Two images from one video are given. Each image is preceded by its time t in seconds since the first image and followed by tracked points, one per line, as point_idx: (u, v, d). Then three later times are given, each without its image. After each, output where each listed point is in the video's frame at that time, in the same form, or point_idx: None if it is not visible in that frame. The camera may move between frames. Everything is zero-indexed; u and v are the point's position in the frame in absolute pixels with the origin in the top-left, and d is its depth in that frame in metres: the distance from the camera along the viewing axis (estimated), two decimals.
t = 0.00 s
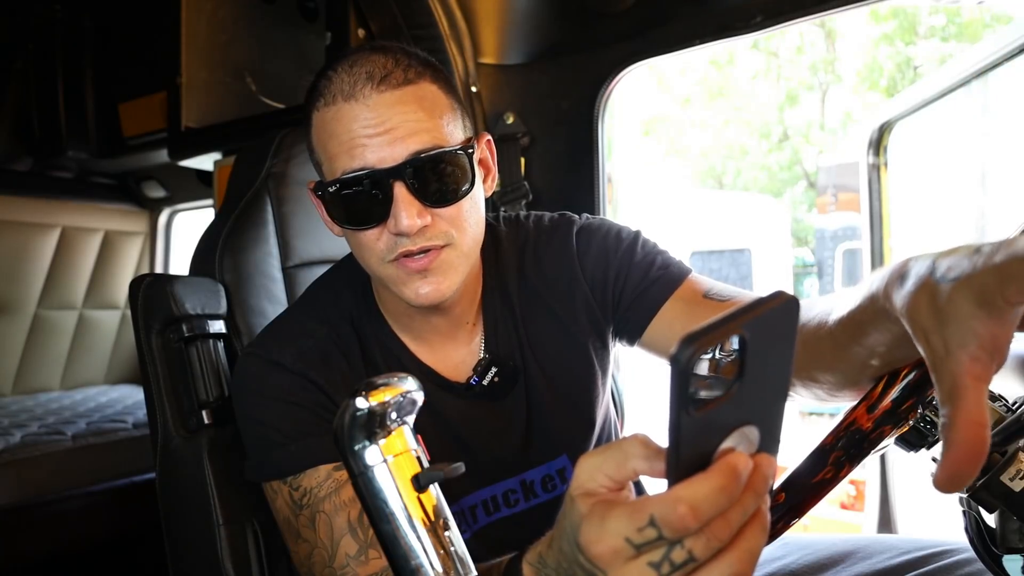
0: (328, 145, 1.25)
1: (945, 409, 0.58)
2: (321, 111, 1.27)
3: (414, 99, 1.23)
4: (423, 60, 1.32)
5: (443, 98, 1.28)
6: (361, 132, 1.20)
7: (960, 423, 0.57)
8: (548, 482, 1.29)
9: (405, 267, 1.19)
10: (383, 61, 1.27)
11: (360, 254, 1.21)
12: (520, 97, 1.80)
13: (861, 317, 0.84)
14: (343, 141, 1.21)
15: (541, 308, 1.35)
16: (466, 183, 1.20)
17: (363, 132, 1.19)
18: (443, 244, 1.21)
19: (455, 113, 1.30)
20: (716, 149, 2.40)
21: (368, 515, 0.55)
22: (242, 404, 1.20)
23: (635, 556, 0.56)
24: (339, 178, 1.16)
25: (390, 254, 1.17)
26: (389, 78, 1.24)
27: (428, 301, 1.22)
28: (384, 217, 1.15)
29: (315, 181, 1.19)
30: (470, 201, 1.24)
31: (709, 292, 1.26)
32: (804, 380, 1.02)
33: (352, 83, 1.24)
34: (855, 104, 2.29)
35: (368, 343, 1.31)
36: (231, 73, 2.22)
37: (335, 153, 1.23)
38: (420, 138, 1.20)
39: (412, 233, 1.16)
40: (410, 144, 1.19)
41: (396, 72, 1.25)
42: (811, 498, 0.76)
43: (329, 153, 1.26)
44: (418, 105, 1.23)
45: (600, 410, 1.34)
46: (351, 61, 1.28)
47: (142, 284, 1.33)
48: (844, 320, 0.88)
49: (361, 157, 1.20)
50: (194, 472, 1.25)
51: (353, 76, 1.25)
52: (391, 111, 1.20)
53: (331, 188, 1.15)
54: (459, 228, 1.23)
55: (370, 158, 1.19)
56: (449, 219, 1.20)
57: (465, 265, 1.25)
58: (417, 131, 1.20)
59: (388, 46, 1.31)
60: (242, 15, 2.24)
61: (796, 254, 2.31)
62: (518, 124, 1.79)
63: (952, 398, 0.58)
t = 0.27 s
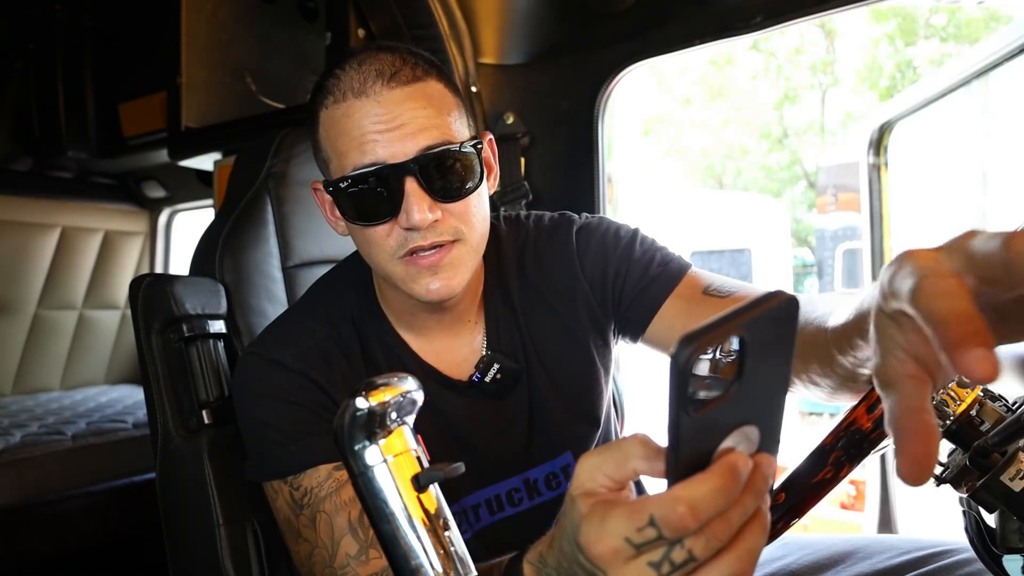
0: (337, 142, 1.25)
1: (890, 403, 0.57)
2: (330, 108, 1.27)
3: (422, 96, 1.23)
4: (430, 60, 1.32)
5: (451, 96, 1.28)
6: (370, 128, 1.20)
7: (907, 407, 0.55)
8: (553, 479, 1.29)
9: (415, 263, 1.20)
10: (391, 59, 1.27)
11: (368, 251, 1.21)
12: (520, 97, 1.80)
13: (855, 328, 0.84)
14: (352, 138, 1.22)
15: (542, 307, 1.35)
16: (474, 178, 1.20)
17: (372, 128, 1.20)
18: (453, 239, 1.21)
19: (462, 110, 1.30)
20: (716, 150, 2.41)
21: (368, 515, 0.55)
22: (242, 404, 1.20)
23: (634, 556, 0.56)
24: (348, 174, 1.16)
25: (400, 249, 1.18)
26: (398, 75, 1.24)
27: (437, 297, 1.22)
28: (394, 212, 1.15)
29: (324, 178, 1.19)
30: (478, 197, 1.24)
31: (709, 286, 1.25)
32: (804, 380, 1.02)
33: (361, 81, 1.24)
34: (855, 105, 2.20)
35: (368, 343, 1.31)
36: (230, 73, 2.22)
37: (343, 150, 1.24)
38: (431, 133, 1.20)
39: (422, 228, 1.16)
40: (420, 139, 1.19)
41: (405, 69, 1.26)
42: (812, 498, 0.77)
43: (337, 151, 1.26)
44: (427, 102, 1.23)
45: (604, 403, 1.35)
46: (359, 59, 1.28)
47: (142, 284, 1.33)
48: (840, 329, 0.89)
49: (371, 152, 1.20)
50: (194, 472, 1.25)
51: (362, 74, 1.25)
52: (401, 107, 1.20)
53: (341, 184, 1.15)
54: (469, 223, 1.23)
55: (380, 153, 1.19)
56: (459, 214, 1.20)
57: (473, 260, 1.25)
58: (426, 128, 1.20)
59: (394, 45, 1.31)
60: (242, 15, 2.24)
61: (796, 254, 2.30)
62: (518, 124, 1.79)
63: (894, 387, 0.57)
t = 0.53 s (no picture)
0: (337, 141, 1.25)
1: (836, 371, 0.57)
2: (330, 107, 1.27)
3: (422, 95, 1.23)
4: (430, 60, 1.32)
5: (450, 94, 1.28)
6: (370, 127, 1.20)
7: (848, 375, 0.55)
8: (553, 478, 1.28)
9: (415, 259, 1.20)
10: (391, 58, 1.27)
11: (367, 249, 1.21)
12: (520, 97, 1.80)
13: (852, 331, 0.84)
14: (353, 136, 1.22)
15: (543, 305, 1.35)
16: (474, 176, 1.20)
17: (371, 127, 1.20)
18: (450, 235, 1.21)
19: (461, 109, 1.30)
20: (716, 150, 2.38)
21: (368, 515, 0.55)
22: (243, 404, 1.20)
23: (635, 554, 0.56)
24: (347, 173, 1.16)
25: (399, 246, 1.18)
26: (398, 75, 1.24)
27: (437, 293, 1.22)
28: (393, 211, 1.15)
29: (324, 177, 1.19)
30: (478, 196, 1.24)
31: (709, 285, 1.25)
32: (802, 379, 1.01)
33: (362, 80, 1.24)
34: (855, 105, 2.22)
35: (369, 343, 1.31)
36: (230, 73, 2.22)
37: (343, 148, 1.24)
38: (430, 132, 1.20)
39: (421, 226, 1.16)
40: (419, 138, 1.19)
41: (405, 68, 1.26)
42: (811, 498, 0.77)
43: (337, 149, 1.26)
44: (426, 101, 1.23)
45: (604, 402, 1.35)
46: (359, 58, 1.28)
47: (142, 284, 1.33)
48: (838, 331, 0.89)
49: (371, 151, 1.20)
50: (194, 472, 1.25)
51: (362, 73, 1.25)
52: (400, 106, 1.20)
53: (341, 183, 1.14)
54: (468, 220, 1.23)
55: (379, 152, 1.19)
56: (458, 211, 1.20)
57: (471, 258, 1.25)
58: (426, 126, 1.20)
59: (394, 44, 1.31)
60: (242, 15, 2.24)
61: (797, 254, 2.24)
62: (518, 124, 1.79)
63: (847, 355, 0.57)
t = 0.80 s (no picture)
0: (327, 144, 1.25)
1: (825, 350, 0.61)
2: (320, 110, 1.27)
3: (412, 98, 1.23)
4: (424, 60, 1.32)
5: (441, 97, 1.28)
6: (358, 131, 1.20)
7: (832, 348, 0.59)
8: (552, 479, 1.28)
9: (400, 265, 1.19)
10: (382, 60, 1.27)
11: (359, 252, 1.21)
12: (520, 97, 1.80)
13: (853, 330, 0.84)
14: (341, 140, 1.22)
15: (542, 305, 1.35)
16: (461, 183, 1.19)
17: (360, 131, 1.19)
18: (437, 243, 1.21)
19: (452, 112, 1.30)
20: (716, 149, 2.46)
21: (368, 515, 0.55)
22: (242, 404, 1.20)
23: (631, 553, 0.56)
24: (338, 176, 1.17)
25: (386, 251, 1.18)
26: (387, 78, 1.24)
27: (423, 298, 1.22)
28: (381, 215, 1.15)
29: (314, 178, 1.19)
30: (466, 201, 1.24)
31: (709, 285, 1.26)
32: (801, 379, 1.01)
33: (351, 83, 1.24)
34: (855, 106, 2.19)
35: (368, 343, 1.31)
36: (231, 73, 2.22)
37: (333, 152, 1.24)
38: (417, 137, 1.20)
39: (406, 232, 1.16)
40: (406, 142, 1.19)
41: (395, 72, 1.25)
42: (811, 498, 0.76)
43: (328, 152, 1.26)
44: (416, 104, 1.23)
45: (603, 402, 1.35)
46: (352, 61, 1.28)
47: (142, 284, 1.33)
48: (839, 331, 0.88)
49: (358, 155, 1.20)
50: (194, 472, 1.25)
51: (351, 76, 1.25)
52: (389, 109, 1.20)
53: (330, 186, 1.16)
54: (455, 227, 1.22)
55: (366, 157, 1.19)
56: (445, 218, 1.20)
57: (461, 264, 1.25)
58: (414, 131, 1.20)
59: (390, 45, 1.32)
60: (242, 15, 2.24)
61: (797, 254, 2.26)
62: (518, 124, 1.79)
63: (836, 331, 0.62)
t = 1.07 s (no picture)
0: (328, 145, 1.25)
1: (908, 398, 0.61)
2: (321, 112, 1.27)
3: (412, 99, 1.23)
4: (423, 61, 1.32)
5: (441, 98, 1.28)
6: (360, 132, 1.19)
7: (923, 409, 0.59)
8: (551, 479, 1.28)
9: (405, 266, 1.19)
10: (382, 61, 1.27)
11: (362, 254, 1.21)
12: (520, 97, 1.80)
13: (854, 327, 0.84)
14: (342, 142, 1.22)
15: (542, 305, 1.35)
16: (463, 183, 1.19)
17: (362, 132, 1.19)
18: (440, 245, 1.21)
19: (452, 112, 1.30)
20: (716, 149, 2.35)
21: (368, 515, 0.55)
22: (241, 404, 1.20)
23: (631, 552, 0.56)
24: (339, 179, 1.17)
25: (389, 252, 1.18)
26: (387, 79, 1.24)
27: (427, 299, 1.22)
28: (384, 216, 1.15)
29: (316, 182, 1.19)
30: (468, 201, 1.24)
31: (708, 284, 1.25)
32: (803, 376, 1.02)
33: (351, 84, 1.24)
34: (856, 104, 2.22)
35: (368, 344, 1.31)
36: (231, 73, 2.23)
37: (333, 155, 1.24)
38: (419, 136, 1.20)
39: (412, 232, 1.16)
40: (409, 141, 1.19)
41: (394, 72, 1.25)
42: (811, 498, 0.76)
43: (328, 154, 1.26)
44: (416, 104, 1.23)
45: (603, 401, 1.35)
46: (350, 62, 1.28)
47: (142, 284, 1.33)
48: (839, 329, 0.88)
49: (360, 157, 1.20)
50: (194, 472, 1.25)
51: (351, 77, 1.25)
52: (389, 110, 1.20)
53: (332, 189, 1.16)
54: (457, 228, 1.22)
55: (368, 158, 1.19)
56: (447, 219, 1.20)
57: (463, 265, 1.25)
58: (415, 131, 1.20)
59: (387, 45, 1.32)
60: (242, 15, 2.24)
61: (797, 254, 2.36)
62: (518, 124, 1.79)
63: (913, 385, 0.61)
